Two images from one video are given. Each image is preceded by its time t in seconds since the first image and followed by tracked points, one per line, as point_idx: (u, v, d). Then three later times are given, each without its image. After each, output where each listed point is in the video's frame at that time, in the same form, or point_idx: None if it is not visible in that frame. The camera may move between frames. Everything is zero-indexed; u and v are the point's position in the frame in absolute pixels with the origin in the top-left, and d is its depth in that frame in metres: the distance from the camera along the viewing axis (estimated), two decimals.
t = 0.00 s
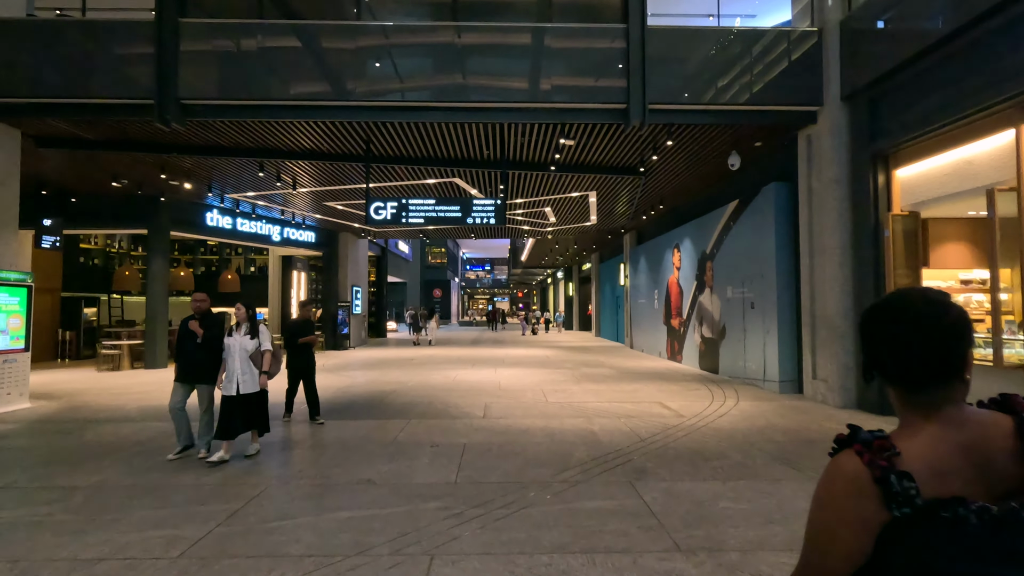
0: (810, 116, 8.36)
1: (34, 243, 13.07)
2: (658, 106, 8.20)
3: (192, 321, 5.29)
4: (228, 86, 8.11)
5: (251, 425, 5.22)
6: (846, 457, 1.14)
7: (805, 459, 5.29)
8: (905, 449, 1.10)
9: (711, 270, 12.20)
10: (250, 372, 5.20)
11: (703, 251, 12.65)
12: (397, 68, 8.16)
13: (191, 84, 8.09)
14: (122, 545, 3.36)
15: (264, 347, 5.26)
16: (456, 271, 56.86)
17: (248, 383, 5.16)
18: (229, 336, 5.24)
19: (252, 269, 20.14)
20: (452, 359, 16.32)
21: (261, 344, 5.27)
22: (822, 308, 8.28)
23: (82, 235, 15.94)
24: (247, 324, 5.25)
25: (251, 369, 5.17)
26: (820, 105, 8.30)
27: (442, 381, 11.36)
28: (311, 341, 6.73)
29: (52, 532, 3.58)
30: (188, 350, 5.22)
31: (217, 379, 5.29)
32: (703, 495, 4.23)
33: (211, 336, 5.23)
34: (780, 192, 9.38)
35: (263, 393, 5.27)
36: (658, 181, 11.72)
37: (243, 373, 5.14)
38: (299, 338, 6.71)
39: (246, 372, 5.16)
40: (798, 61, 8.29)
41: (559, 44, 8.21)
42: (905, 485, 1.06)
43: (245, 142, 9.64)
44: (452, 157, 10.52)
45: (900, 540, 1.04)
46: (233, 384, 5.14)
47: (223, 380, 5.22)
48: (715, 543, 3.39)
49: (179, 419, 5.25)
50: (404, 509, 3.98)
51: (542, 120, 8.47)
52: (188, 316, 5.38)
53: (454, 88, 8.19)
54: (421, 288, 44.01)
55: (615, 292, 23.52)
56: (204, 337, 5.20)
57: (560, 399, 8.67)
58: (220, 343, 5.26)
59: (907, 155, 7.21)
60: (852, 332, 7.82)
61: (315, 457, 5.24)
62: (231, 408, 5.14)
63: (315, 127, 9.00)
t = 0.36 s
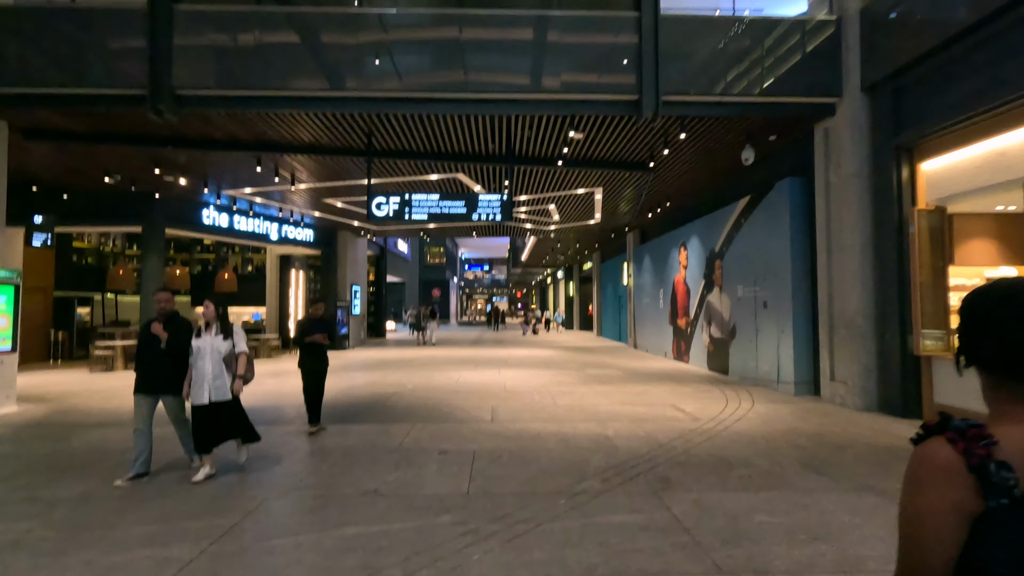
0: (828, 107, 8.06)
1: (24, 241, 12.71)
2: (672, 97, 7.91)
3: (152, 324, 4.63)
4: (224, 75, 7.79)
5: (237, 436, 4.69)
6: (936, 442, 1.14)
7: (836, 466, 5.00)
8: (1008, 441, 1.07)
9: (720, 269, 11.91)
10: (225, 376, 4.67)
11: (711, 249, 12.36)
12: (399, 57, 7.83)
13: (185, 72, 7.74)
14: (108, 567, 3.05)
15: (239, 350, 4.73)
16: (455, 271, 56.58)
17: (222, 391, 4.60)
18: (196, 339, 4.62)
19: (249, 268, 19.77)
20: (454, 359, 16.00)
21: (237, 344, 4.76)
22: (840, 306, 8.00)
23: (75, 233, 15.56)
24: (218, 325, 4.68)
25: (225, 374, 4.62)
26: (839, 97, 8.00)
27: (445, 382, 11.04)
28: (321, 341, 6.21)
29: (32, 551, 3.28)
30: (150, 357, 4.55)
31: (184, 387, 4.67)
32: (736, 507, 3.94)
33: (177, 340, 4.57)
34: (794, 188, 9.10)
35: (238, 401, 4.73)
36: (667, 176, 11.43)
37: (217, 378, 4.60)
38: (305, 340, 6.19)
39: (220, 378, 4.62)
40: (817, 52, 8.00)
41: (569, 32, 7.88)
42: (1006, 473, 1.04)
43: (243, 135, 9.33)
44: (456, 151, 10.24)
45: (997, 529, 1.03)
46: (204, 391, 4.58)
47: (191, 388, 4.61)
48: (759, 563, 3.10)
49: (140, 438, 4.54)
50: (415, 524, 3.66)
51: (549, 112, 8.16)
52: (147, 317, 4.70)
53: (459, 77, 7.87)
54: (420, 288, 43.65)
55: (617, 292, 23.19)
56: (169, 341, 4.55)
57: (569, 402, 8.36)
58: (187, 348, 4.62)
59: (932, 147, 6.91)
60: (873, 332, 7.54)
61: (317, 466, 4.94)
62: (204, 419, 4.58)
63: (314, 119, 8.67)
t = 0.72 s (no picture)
0: (845, 99, 7.77)
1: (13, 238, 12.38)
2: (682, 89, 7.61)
3: (104, 324, 4.10)
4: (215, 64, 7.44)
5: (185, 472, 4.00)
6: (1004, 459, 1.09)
7: (865, 475, 4.71)
8: None
9: (728, 267, 11.61)
10: (188, 389, 4.04)
11: (719, 246, 12.07)
12: (400, 45, 7.50)
13: (175, 61, 7.41)
14: None
15: (206, 358, 4.10)
16: (453, 270, 56.22)
17: (183, 407, 3.97)
18: (156, 344, 4.02)
19: (245, 266, 19.46)
20: (454, 359, 15.69)
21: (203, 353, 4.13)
22: (857, 305, 7.70)
23: (65, 231, 15.21)
24: (181, 328, 4.06)
25: (188, 388, 3.99)
26: (857, 88, 7.69)
27: (445, 384, 10.73)
28: (321, 345, 5.77)
29: None
30: (98, 362, 4.01)
31: (140, 398, 4.09)
32: (766, 524, 3.64)
33: (132, 344, 4.06)
34: (808, 183, 8.80)
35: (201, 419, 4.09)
36: (674, 172, 11.13)
37: (178, 392, 3.97)
38: (303, 344, 5.74)
39: (182, 391, 4.00)
40: (834, 41, 7.69)
41: (576, 19, 7.56)
42: None
43: (237, 128, 8.99)
44: (457, 145, 9.92)
45: None
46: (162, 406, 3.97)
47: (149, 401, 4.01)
48: None
49: (109, 453, 3.97)
50: (418, 543, 3.36)
51: (555, 104, 7.85)
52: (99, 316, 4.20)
53: (462, 66, 7.54)
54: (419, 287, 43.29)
55: (620, 291, 22.88)
56: (122, 344, 4.02)
57: (576, 404, 8.05)
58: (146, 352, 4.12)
59: (958, 139, 6.60)
60: (893, 332, 7.24)
61: (313, 476, 4.63)
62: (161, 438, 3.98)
63: (311, 111, 8.33)
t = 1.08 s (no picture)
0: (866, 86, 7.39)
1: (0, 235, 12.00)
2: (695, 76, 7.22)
3: (33, 326, 3.52)
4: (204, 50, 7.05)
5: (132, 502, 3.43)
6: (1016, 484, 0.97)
7: (902, 486, 4.36)
8: None
9: (738, 263, 11.24)
10: (131, 403, 3.40)
11: (728, 241, 11.69)
12: (399, 30, 7.12)
13: (161, 47, 7.03)
14: None
15: (154, 366, 3.47)
16: (453, 267, 55.81)
17: (123, 422, 3.34)
18: (93, 350, 3.43)
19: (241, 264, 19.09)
20: (455, 358, 15.33)
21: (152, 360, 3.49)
22: (879, 303, 7.33)
23: (56, 227, 14.83)
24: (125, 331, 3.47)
25: (129, 400, 3.36)
26: (880, 74, 7.31)
27: (446, 385, 10.36)
28: (317, 350, 5.18)
29: None
30: (24, 372, 3.43)
31: (75, 416, 3.47)
32: (806, 545, 3.28)
33: (61, 351, 3.46)
34: (825, 175, 8.43)
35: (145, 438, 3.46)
36: (683, 165, 10.74)
37: (116, 404, 3.34)
38: (297, 349, 5.14)
39: (121, 404, 3.36)
40: (856, 25, 7.30)
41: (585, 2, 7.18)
42: None
43: (229, 119, 8.61)
44: (459, 136, 9.54)
45: None
46: (96, 423, 3.32)
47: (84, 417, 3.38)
48: None
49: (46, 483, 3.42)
50: (419, 569, 3.00)
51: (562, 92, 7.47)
52: (33, 319, 3.63)
53: (465, 52, 7.15)
54: (418, 285, 42.88)
55: (623, 288, 22.51)
56: (50, 351, 3.45)
57: (584, 407, 7.69)
58: (72, 364, 3.48)
59: (989, 127, 6.24)
60: (918, 331, 6.88)
61: (306, 489, 4.27)
62: (95, 461, 3.35)
63: (306, 100, 7.96)
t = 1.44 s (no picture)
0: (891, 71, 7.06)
1: None
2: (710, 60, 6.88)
3: None
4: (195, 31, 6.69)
5: (71, 535, 3.00)
6: None
7: (945, 492, 4.06)
8: None
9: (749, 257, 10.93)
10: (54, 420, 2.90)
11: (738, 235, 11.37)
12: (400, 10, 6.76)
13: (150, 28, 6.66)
14: None
15: (76, 376, 2.92)
16: (451, 264, 55.45)
17: (43, 446, 2.86)
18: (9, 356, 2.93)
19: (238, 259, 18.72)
20: (456, 355, 15.02)
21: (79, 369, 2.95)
22: (903, 297, 7.02)
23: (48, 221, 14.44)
24: (46, 334, 2.96)
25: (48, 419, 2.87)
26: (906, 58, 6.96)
27: (448, 382, 10.04)
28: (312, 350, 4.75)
29: None
30: None
31: None
32: (856, 562, 2.98)
33: None
34: (844, 165, 8.11)
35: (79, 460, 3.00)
36: (693, 155, 10.40)
37: (33, 423, 2.86)
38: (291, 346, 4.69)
39: (41, 422, 2.87)
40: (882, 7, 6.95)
41: None
42: None
43: (222, 106, 8.25)
44: (462, 126, 9.20)
45: None
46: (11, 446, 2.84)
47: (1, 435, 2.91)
48: None
49: None
50: None
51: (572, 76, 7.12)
52: None
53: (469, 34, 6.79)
54: (417, 281, 42.49)
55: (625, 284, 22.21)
56: None
57: (594, 406, 7.36)
58: None
59: None
60: (945, 327, 6.58)
61: (302, 498, 3.95)
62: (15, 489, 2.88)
63: (303, 86, 7.61)
